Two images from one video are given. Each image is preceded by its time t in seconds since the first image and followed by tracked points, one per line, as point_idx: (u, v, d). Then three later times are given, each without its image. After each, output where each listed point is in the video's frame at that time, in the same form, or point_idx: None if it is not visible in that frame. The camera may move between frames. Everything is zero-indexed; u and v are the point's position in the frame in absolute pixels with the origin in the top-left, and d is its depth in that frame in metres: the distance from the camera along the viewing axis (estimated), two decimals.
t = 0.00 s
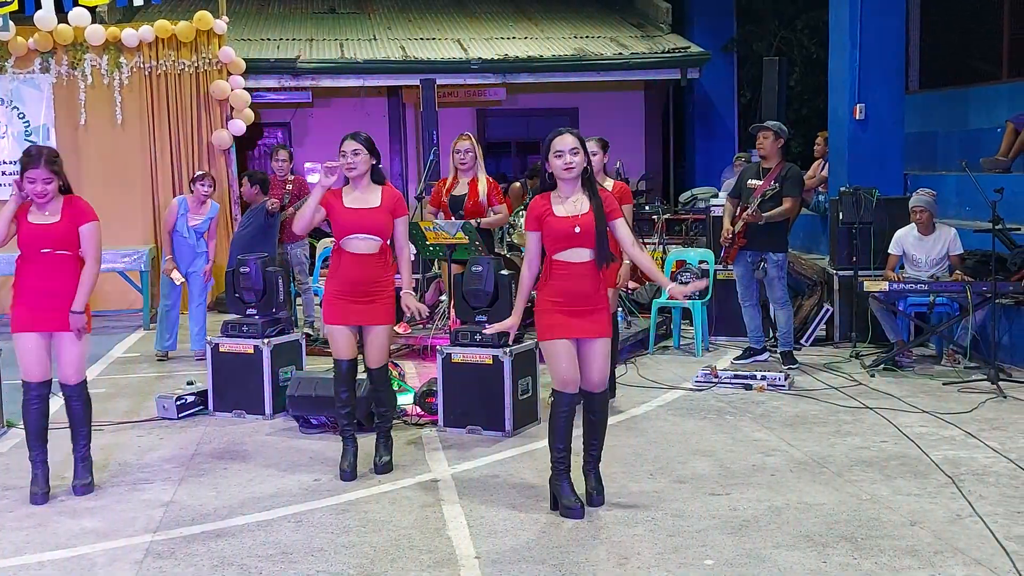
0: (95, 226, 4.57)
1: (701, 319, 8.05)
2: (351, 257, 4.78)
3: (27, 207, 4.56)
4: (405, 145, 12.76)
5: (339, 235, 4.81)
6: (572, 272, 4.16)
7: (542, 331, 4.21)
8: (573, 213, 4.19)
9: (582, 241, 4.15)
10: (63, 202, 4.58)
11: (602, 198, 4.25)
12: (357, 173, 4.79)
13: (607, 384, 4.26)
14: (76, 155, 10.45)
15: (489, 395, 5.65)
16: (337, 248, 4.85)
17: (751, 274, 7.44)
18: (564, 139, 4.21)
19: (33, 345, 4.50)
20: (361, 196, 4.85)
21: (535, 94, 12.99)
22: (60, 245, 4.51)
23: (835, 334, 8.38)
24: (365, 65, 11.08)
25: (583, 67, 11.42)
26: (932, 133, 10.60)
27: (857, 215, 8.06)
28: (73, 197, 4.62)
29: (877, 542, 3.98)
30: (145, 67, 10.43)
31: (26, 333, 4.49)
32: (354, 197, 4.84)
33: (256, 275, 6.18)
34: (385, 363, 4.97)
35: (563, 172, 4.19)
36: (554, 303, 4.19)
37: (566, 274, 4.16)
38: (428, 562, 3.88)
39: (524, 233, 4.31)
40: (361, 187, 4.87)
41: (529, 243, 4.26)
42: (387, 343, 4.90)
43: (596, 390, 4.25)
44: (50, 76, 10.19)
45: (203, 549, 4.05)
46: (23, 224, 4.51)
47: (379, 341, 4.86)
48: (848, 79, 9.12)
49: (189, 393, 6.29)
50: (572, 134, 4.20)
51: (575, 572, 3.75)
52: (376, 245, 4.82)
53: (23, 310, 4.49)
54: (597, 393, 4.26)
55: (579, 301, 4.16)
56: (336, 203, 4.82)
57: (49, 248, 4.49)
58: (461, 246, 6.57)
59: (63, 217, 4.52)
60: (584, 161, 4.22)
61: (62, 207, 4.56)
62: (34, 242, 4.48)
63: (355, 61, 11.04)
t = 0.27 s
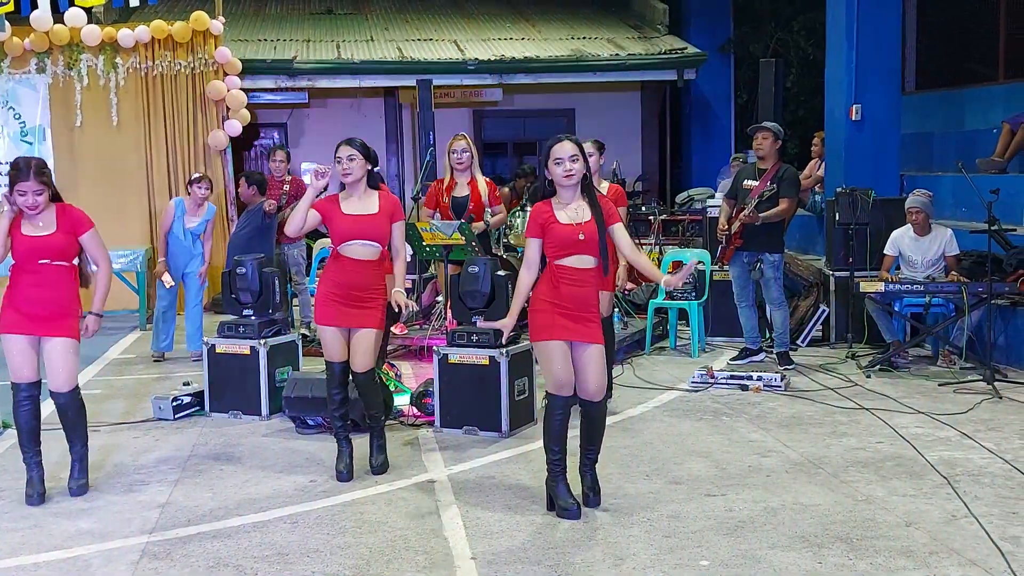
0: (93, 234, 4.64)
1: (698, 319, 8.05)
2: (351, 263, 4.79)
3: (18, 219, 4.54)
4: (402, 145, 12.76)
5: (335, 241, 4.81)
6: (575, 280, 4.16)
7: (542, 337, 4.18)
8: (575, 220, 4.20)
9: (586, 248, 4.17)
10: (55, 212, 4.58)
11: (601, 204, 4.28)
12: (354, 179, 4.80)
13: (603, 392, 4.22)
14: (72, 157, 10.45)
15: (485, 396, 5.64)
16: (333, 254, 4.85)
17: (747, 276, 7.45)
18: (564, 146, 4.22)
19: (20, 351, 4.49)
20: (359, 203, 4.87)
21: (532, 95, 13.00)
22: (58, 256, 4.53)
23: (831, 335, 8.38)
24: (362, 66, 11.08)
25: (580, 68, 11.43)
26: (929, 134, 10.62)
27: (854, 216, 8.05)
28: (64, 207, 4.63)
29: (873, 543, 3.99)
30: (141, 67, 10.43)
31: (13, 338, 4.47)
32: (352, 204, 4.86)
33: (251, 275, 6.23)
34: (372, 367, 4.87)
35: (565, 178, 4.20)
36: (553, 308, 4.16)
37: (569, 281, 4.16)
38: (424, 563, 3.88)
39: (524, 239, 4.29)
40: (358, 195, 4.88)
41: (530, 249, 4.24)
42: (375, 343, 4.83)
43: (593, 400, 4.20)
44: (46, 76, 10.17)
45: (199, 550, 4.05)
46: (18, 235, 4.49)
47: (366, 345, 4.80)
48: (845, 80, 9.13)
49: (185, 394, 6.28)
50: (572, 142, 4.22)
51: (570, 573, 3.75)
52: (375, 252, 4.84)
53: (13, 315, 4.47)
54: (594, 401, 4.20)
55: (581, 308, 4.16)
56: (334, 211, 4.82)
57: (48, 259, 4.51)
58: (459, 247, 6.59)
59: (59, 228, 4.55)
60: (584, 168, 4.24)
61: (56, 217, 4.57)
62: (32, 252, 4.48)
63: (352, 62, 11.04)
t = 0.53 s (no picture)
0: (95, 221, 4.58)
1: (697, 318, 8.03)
2: (343, 259, 4.77)
3: (19, 211, 4.53)
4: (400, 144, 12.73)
5: (332, 234, 4.82)
6: (565, 275, 4.16)
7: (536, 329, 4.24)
8: (571, 216, 4.17)
9: (577, 245, 4.14)
10: (57, 202, 4.53)
11: (603, 203, 4.20)
12: (356, 173, 4.77)
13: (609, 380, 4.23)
14: (70, 152, 10.54)
15: (483, 396, 5.62)
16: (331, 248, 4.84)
17: (746, 276, 7.41)
18: (568, 141, 4.17)
19: (32, 343, 4.48)
20: (355, 197, 4.84)
21: (530, 94, 12.97)
22: (56, 247, 4.47)
23: (830, 334, 8.35)
24: (359, 64, 11.05)
25: (578, 66, 11.40)
26: (928, 132, 10.61)
27: (853, 215, 7.96)
28: (66, 196, 4.57)
29: (874, 543, 3.97)
30: (138, 65, 10.41)
31: (25, 330, 4.47)
32: (350, 198, 4.85)
33: (249, 275, 6.16)
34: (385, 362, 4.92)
35: (564, 174, 4.16)
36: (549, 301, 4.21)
37: (561, 276, 4.17)
38: (423, 563, 3.86)
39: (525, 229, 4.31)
40: (357, 189, 4.86)
41: (527, 235, 4.19)
42: (388, 342, 4.84)
43: (596, 387, 4.23)
44: (41, 76, 9.96)
45: (197, 550, 4.02)
46: (17, 227, 4.48)
47: (382, 335, 4.80)
48: (844, 78, 9.11)
49: (182, 393, 6.26)
50: (576, 137, 4.15)
51: (570, 573, 3.73)
52: (366, 247, 4.76)
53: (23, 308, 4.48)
54: (598, 389, 4.23)
55: (573, 303, 4.16)
56: (332, 204, 4.84)
57: (45, 251, 4.46)
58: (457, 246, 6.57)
59: (57, 218, 4.48)
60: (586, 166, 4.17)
61: (57, 207, 4.51)
62: (28, 243, 4.45)
63: (349, 60, 11.01)
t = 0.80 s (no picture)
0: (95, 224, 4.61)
1: (694, 318, 8.06)
2: (341, 260, 4.79)
3: (19, 213, 4.55)
4: (398, 144, 12.75)
5: (331, 235, 4.82)
6: (565, 272, 4.17)
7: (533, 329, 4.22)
8: (570, 214, 4.20)
9: (577, 242, 4.17)
10: (56, 205, 4.55)
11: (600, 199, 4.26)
12: (355, 173, 4.79)
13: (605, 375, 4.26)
14: (68, 156, 10.42)
15: (482, 395, 5.64)
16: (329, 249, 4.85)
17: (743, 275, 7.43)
18: (564, 141, 4.19)
19: (33, 343, 4.47)
20: (355, 198, 4.86)
21: (529, 94, 12.99)
22: (57, 250, 4.52)
23: (828, 334, 8.35)
24: (358, 65, 11.07)
25: (576, 67, 11.43)
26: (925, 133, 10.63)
27: (850, 214, 7.93)
28: (64, 199, 4.58)
29: (870, 542, 3.98)
30: (137, 66, 10.39)
31: (26, 330, 4.47)
32: (349, 199, 4.86)
33: (249, 275, 6.17)
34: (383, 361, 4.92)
35: (562, 173, 4.18)
36: (547, 299, 4.20)
37: (561, 273, 4.17)
38: (421, 562, 3.88)
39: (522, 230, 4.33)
40: (355, 190, 4.88)
41: (527, 241, 4.23)
42: (384, 338, 4.86)
43: (592, 383, 4.25)
44: (41, 76, 10.17)
45: (197, 550, 4.04)
46: (18, 231, 4.50)
47: (375, 341, 4.83)
48: (841, 79, 9.14)
49: (181, 393, 6.28)
50: (572, 136, 4.19)
51: (568, 572, 3.75)
52: (366, 247, 4.80)
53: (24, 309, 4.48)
54: (594, 388, 4.25)
55: (572, 300, 4.16)
56: (331, 204, 4.85)
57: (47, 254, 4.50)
58: (454, 246, 6.60)
59: (57, 223, 4.51)
60: (583, 164, 4.21)
61: (56, 210, 4.54)
62: (30, 247, 4.48)
63: (348, 61, 11.02)
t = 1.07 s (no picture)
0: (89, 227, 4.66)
1: (694, 318, 8.05)
2: (342, 264, 4.78)
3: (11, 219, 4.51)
4: (397, 144, 12.75)
5: (328, 240, 4.81)
6: (572, 278, 4.16)
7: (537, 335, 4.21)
8: (575, 219, 4.20)
9: (584, 247, 4.16)
10: (51, 209, 4.56)
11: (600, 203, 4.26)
12: (350, 179, 4.78)
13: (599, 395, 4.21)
14: (66, 156, 10.41)
15: (481, 395, 5.64)
16: (325, 253, 4.84)
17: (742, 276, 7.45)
18: (564, 150, 4.18)
19: (20, 347, 4.49)
20: (352, 203, 4.84)
21: (528, 95, 12.99)
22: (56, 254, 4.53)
23: (827, 334, 8.34)
24: (358, 65, 11.07)
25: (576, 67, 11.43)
26: (925, 133, 10.63)
27: (849, 214, 7.96)
28: (59, 202, 4.60)
29: (871, 542, 3.98)
30: (137, 66, 10.40)
31: (9, 335, 4.46)
32: (346, 204, 4.84)
33: (247, 275, 6.17)
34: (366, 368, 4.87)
35: (564, 182, 4.17)
36: (553, 307, 4.18)
37: (568, 280, 4.16)
38: (421, 562, 3.87)
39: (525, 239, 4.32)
40: (352, 194, 4.86)
41: (529, 250, 4.27)
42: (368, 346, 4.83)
43: (591, 399, 4.20)
44: (41, 75, 10.15)
45: (196, 550, 4.03)
46: (15, 237, 4.46)
47: (357, 348, 4.79)
48: (841, 79, 9.13)
49: (180, 393, 6.27)
50: (572, 143, 4.17)
51: (567, 573, 3.74)
52: (365, 253, 4.81)
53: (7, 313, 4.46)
54: (595, 403, 4.20)
55: (580, 308, 4.16)
56: (328, 209, 4.82)
57: (48, 258, 4.51)
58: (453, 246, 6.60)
59: (58, 227, 4.54)
60: (584, 169, 4.20)
61: (54, 214, 4.55)
62: (33, 252, 4.47)
63: (347, 61, 11.02)
